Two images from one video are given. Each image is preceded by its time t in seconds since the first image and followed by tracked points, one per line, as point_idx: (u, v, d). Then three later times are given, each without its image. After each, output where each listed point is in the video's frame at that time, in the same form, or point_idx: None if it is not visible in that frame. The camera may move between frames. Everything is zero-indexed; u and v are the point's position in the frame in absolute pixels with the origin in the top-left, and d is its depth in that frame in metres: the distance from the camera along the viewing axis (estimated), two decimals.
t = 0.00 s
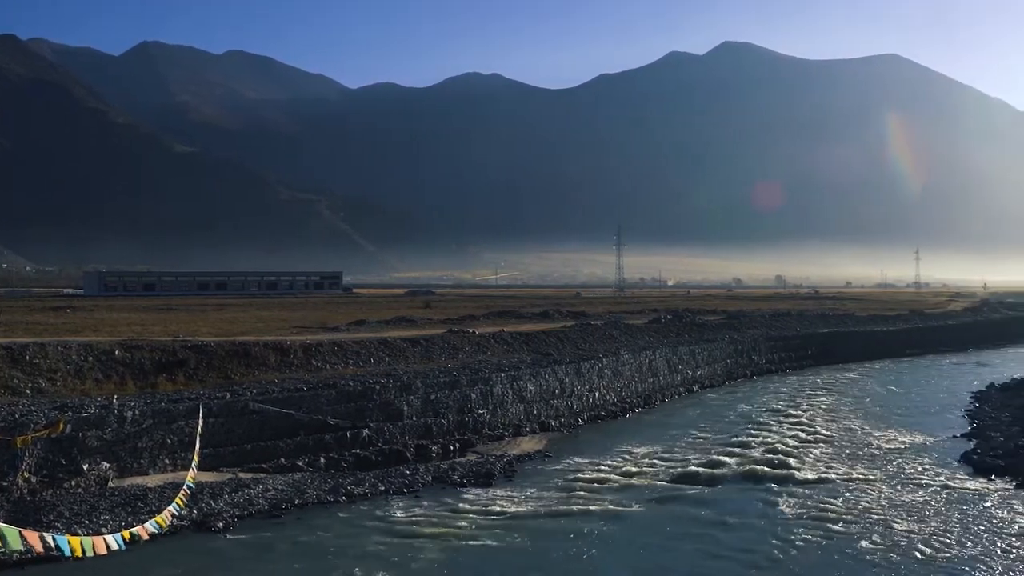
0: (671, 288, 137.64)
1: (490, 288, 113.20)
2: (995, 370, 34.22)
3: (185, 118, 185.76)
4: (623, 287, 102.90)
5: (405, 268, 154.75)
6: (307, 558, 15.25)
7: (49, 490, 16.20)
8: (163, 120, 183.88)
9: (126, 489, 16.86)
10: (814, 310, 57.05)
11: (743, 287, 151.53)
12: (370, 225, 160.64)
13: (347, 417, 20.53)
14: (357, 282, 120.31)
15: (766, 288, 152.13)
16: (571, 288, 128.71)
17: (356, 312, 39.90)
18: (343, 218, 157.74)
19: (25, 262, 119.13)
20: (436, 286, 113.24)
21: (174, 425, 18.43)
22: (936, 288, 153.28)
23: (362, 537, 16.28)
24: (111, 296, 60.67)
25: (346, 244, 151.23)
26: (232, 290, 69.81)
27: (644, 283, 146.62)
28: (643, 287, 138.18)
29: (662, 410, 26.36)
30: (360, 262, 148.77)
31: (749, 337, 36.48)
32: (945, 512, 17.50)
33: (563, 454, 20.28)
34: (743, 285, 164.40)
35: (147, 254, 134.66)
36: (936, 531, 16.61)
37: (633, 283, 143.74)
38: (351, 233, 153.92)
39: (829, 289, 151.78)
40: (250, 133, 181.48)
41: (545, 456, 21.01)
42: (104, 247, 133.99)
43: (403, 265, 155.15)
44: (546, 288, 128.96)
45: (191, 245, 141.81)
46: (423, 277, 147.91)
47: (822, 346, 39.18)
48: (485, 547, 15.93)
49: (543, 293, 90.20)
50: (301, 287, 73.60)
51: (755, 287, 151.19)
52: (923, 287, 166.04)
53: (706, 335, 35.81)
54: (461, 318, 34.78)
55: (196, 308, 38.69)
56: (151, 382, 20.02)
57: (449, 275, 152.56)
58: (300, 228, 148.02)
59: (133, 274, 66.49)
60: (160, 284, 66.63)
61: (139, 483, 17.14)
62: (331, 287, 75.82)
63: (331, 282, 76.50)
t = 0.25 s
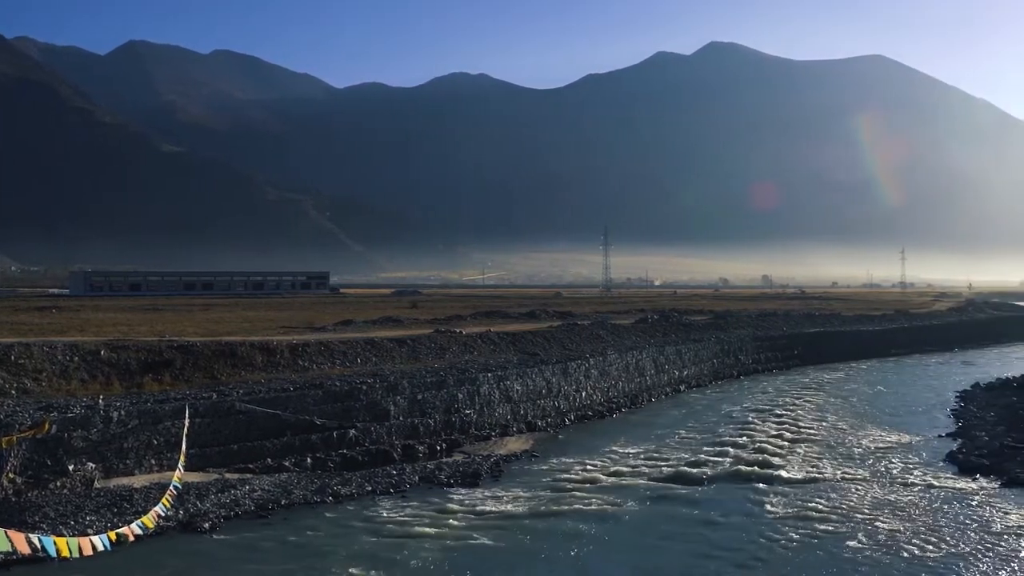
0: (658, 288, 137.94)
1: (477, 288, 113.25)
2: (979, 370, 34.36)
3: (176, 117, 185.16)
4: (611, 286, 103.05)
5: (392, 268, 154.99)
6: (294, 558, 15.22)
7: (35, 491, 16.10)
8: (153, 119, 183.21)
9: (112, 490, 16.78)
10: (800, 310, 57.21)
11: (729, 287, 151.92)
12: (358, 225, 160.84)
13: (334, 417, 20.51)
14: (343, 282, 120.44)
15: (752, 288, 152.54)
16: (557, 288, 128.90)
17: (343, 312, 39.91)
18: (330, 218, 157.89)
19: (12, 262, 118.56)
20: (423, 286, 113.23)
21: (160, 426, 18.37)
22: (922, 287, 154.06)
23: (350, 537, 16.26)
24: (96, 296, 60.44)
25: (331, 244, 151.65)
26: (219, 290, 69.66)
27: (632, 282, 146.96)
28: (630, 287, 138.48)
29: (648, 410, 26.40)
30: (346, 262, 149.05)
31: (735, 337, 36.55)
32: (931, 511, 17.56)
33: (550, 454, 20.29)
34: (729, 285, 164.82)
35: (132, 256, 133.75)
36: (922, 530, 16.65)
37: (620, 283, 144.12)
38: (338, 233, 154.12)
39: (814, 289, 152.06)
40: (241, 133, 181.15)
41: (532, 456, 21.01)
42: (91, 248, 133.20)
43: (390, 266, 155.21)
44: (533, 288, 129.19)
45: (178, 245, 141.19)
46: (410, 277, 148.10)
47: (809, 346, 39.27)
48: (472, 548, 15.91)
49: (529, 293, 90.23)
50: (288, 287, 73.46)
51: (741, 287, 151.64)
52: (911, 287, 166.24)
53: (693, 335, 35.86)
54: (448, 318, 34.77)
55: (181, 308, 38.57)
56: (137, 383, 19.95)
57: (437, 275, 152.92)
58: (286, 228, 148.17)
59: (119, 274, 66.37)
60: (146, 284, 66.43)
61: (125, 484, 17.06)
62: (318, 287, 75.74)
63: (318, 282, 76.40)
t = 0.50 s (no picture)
0: (643, 288, 138.20)
1: (463, 288, 113.18)
2: (962, 369, 34.52)
3: (165, 116, 184.45)
4: (597, 286, 103.10)
5: (378, 268, 155.23)
6: (278, 559, 15.17)
7: (18, 492, 16.00)
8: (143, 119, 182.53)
9: (96, 491, 16.69)
10: (786, 310, 57.34)
11: (715, 287, 152.28)
12: (343, 225, 161.24)
13: (319, 417, 20.48)
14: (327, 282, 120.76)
15: (737, 288, 152.94)
16: (543, 288, 129.00)
17: (328, 312, 39.84)
18: (316, 218, 158.21)
19: None
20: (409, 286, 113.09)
21: (144, 426, 18.30)
22: (905, 288, 154.98)
23: (335, 537, 16.23)
24: (79, 296, 60.16)
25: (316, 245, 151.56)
26: (203, 290, 69.41)
27: (618, 282, 147.13)
28: (615, 287, 138.92)
29: (633, 409, 26.44)
30: (330, 262, 149.67)
31: (720, 337, 36.62)
32: (914, 510, 17.63)
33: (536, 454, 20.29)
34: (715, 285, 165.27)
35: (115, 253, 132.39)
36: (906, 529, 16.71)
37: (605, 283, 144.55)
38: (323, 234, 154.55)
39: (799, 288, 152.47)
40: (230, 133, 180.70)
41: (518, 456, 21.01)
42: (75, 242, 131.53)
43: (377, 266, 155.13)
44: (519, 288, 129.54)
45: (163, 244, 140.22)
46: (395, 276, 148.54)
47: (793, 345, 39.37)
48: (457, 548, 15.90)
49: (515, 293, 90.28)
50: (273, 287, 73.23)
51: (727, 287, 152.04)
52: (896, 287, 166.80)
53: (678, 335, 35.92)
54: (433, 318, 34.74)
55: (163, 308, 38.44)
56: (121, 383, 19.88)
57: (421, 275, 153.67)
58: (270, 228, 148.47)
59: (103, 274, 66.08)
60: (130, 284, 66.15)
61: (109, 485, 16.98)
62: (303, 287, 75.54)
63: (303, 282, 76.20)
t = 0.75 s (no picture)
0: (629, 288, 138.34)
1: (449, 287, 113.09)
2: (945, 369, 34.67)
3: (153, 115, 183.72)
4: (583, 285, 103.15)
5: (365, 268, 155.16)
6: (264, 560, 15.14)
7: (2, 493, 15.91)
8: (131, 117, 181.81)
9: (80, 491, 16.63)
10: (771, 310, 57.47)
11: (700, 287, 152.53)
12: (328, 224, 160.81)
13: (305, 417, 20.44)
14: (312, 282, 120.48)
15: (723, 288, 153.25)
16: (529, 288, 129.03)
17: (313, 312, 39.79)
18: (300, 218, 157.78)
19: None
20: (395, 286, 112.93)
21: (129, 427, 18.23)
22: (889, 288, 155.95)
23: (320, 538, 16.19)
24: (62, 296, 59.96)
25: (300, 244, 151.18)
26: (188, 290, 69.22)
27: (604, 281, 147.23)
28: (601, 287, 139.01)
29: (619, 409, 26.49)
30: (315, 262, 149.18)
31: (706, 337, 36.70)
32: (898, 509, 17.70)
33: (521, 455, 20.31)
34: (700, 284, 165.50)
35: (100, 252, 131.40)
36: (892, 528, 16.76)
37: (591, 283, 144.64)
38: (308, 233, 154.10)
39: (784, 288, 152.76)
40: (219, 132, 180.19)
41: (503, 455, 21.02)
42: (59, 241, 130.52)
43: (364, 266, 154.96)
44: (505, 288, 129.50)
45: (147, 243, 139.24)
46: (380, 276, 148.30)
47: (778, 345, 39.48)
48: (443, 548, 15.89)
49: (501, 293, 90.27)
50: (258, 287, 73.05)
51: (712, 287, 152.32)
52: (881, 287, 167.11)
53: (664, 335, 35.98)
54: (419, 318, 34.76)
55: (147, 308, 38.34)
56: (106, 383, 19.80)
57: (405, 275, 153.45)
58: (254, 228, 147.73)
59: (87, 274, 65.85)
60: (115, 284, 65.95)
61: (94, 485, 16.91)
62: (289, 287, 75.40)
63: (289, 281, 76.05)
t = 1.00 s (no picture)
0: (617, 288, 138.47)
1: (436, 288, 112.97)
2: (931, 369, 34.79)
3: (144, 114, 183.22)
4: (570, 285, 103.20)
5: (353, 268, 155.06)
6: (251, 560, 15.11)
7: None
8: (121, 117, 181.14)
9: (67, 492, 16.56)
10: (759, 309, 57.58)
11: (688, 287, 152.76)
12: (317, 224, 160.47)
13: (292, 417, 20.42)
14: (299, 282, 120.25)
15: (710, 288, 153.52)
16: (518, 287, 129.03)
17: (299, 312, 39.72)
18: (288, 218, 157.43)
19: None
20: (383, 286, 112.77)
21: (116, 427, 18.17)
22: (874, 287, 156.54)
23: (307, 538, 16.16)
24: (48, 296, 59.75)
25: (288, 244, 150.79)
26: (175, 290, 69.03)
27: (592, 281, 147.38)
28: (588, 287, 139.10)
29: (606, 409, 26.53)
30: (303, 262, 148.82)
31: (693, 337, 36.75)
32: (886, 509, 17.74)
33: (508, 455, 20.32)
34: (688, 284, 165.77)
35: (87, 253, 130.53)
36: (878, 527, 16.81)
37: (578, 283, 144.72)
38: (296, 233, 153.85)
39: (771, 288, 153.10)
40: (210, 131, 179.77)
41: (491, 455, 21.02)
42: (46, 242, 129.60)
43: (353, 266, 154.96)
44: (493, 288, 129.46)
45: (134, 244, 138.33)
46: (368, 277, 148.12)
47: (765, 345, 39.55)
48: (430, 548, 15.88)
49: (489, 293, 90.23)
50: (245, 287, 72.86)
51: (700, 287, 152.59)
52: (867, 287, 167.52)
53: (652, 335, 36.03)
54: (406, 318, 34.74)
55: (133, 309, 38.24)
56: (92, 383, 19.73)
57: (393, 275, 153.37)
58: (241, 228, 147.19)
59: (73, 274, 65.63)
60: (101, 284, 65.76)
61: (81, 486, 16.85)
62: (276, 287, 75.27)
63: (276, 282, 75.89)
